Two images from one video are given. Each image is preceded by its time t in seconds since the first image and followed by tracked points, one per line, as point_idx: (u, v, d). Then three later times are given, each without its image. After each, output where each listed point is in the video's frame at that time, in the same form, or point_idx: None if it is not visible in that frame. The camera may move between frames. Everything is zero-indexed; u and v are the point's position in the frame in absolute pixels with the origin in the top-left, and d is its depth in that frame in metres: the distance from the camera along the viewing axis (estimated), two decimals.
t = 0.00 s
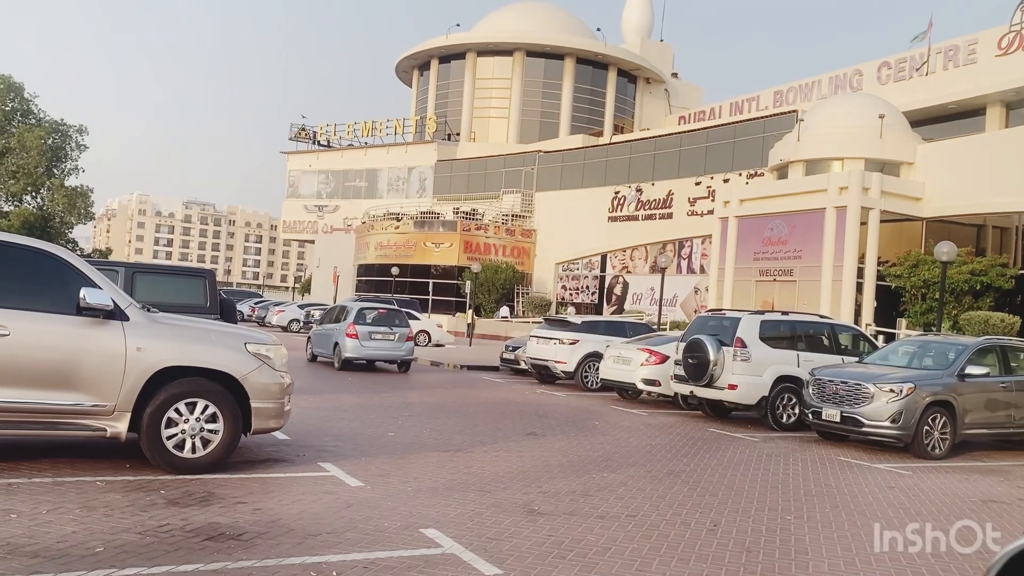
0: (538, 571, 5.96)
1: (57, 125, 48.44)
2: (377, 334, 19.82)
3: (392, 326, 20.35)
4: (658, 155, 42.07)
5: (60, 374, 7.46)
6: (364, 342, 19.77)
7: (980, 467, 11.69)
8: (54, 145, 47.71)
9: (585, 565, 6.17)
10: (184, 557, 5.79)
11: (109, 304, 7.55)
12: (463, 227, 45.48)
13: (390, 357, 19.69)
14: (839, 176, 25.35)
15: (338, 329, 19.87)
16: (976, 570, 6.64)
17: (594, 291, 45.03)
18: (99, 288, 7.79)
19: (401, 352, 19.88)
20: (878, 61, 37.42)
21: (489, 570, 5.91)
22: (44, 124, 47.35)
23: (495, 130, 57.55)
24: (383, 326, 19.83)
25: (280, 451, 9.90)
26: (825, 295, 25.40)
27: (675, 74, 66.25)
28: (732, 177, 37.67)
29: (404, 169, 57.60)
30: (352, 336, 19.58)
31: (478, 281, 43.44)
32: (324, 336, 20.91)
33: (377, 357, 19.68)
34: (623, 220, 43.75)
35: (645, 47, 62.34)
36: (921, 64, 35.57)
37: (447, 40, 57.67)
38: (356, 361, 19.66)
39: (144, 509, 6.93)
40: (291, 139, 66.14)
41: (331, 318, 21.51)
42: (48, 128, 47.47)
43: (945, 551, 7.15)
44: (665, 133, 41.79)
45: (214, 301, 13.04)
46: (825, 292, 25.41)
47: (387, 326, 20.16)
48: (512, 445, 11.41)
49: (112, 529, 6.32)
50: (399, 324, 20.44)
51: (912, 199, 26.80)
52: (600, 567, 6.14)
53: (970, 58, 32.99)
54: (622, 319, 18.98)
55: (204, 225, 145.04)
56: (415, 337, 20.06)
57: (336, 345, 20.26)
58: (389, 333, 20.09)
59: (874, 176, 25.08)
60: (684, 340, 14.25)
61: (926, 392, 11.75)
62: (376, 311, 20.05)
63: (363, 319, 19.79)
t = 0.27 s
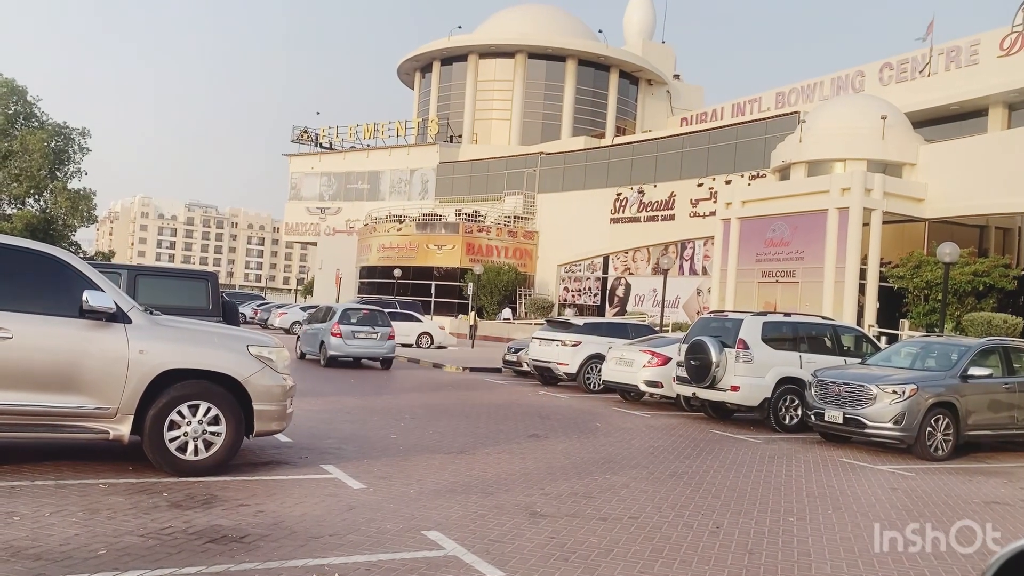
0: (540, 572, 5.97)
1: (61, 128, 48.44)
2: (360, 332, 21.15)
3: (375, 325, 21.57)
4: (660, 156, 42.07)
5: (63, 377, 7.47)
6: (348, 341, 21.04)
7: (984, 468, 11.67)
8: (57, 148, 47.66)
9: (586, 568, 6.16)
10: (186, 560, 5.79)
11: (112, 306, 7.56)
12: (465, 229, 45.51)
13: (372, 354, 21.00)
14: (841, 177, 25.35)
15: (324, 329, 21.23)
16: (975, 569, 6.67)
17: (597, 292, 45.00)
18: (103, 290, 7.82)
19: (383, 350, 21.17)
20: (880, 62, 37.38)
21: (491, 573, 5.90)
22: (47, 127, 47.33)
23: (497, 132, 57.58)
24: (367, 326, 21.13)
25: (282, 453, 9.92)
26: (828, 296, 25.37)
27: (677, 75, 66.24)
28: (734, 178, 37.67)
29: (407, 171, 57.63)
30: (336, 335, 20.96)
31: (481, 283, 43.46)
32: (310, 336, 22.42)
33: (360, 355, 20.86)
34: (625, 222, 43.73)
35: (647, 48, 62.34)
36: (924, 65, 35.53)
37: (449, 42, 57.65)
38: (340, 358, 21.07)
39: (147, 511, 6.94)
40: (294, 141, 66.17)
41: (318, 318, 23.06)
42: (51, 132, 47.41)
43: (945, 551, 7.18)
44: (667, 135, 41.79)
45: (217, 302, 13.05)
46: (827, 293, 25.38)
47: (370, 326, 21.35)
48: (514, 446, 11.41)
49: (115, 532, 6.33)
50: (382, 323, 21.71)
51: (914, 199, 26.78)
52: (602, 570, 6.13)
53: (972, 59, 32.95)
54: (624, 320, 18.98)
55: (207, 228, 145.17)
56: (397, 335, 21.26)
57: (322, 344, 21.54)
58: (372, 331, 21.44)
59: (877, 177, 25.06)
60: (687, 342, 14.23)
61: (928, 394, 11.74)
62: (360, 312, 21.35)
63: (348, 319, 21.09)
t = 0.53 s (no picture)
0: None
1: (63, 131, 48.51)
2: (346, 332, 22.35)
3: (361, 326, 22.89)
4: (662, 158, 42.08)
5: (66, 381, 7.48)
6: (334, 340, 22.25)
7: (987, 470, 11.64)
8: (60, 151, 47.74)
9: (589, 571, 6.15)
10: (189, 563, 5.80)
11: (114, 310, 7.57)
12: (467, 232, 45.51)
13: (357, 352, 22.23)
14: (843, 179, 25.30)
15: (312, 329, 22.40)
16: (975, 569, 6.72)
17: (599, 295, 44.95)
18: (105, 294, 7.82)
19: (367, 348, 22.37)
20: (882, 64, 37.39)
21: None
22: (50, 131, 47.41)
23: (499, 134, 57.61)
24: (352, 327, 22.33)
25: (285, 457, 9.92)
26: (830, 298, 25.35)
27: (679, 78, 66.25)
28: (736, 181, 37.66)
29: (409, 174, 57.68)
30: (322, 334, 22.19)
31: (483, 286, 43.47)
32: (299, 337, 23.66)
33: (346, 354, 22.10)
34: (627, 224, 43.71)
35: (649, 51, 62.38)
36: (925, 66, 35.51)
37: (451, 45, 57.71)
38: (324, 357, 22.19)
39: (149, 515, 6.94)
40: (296, 144, 66.23)
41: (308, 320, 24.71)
42: (55, 135, 47.49)
43: (945, 551, 7.23)
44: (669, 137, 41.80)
45: (219, 306, 13.05)
46: (830, 295, 25.36)
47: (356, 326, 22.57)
48: (516, 449, 11.41)
49: (117, 535, 6.33)
50: (367, 324, 22.92)
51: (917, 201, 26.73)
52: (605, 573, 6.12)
53: (974, 60, 32.93)
54: (626, 322, 18.97)
55: (209, 231, 145.38)
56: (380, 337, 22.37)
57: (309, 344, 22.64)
58: (358, 332, 22.60)
59: (879, 179, 25.00)
60: (689, 344, 14.23)
61: (931, 395, 11.72)
62: (346, 313, 22.57)
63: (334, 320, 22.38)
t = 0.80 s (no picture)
0: None
1: (68, 136, 48.67)
2: (335, 334, 24.02)
3: (350, 327, 24.35)
4: (666, 162, 42.09)
5: (71, 385, 7.49)
6: (324, 341, 23.89)
7: (991, 473, 11.62)
8: (65, 157, 47.89)
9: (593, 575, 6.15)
10: (193, 567, 5.81)
11: (118, 315, 7.58)
12: (471, 235, 45.51)
13: (346, 352, 23.81)
14: (847, 182, 25.26)
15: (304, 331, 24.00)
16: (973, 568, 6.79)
17: (602, 298, 44.93)
18: (109, 298, 7.84)
19: (355, 349, 24.01)
20: (885, 66, 37.38)
21: None
22: (54, 136, 47.56)
23: (502, 138, 57.67)
24: (341, 329, 24.00)
25: (289, 461, 9.94)
26: (834, 301, 25.33)
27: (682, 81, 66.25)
28: (739, 184, 37.66)
29: (412, 178, 57.75)
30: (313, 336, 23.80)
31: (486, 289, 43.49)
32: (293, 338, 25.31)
33: (337, 354, 23.55)
34: (631, 227, 43.70)
35: (652, 54, 62.43)
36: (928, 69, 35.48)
37: (454, 49, 57.79)
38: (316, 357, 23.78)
39: (153, 519, 6.95)
40: (300, 149, 66.35)
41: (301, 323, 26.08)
42: (59, 140, 47.64)
43: (944, 550, 7.32)
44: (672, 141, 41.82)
45: (223, 310, 13.07)
46: (833, 298, 25.35)
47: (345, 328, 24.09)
48: (520, 453, 11.40)
49: (122, 539, 6.34)
50: (355, 326, 24.63)
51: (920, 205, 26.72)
52: None
53: (977, 63, 32.90)
54: (630, 326, 18.97)
55: (213, 235, 145.66)
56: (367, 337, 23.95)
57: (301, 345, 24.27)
58: (347, 334, 24.27)
59: (882, 182, 24.97)
60: (692, 348, 14.21)
61: (935, 398, 11.70)
62: (336, 316, 24.27)
63: (325, 322, 24.03)
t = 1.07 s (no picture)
0: None
1: (77, 142, 48.84)
2: (330, 337, 24.90)
3: (344, 331, 25.24)
4: (673, 165, 42.06)
5: (80, 391, 7.51)
6: (319, 343, 24.79)
7: (1002, 478, 11.55)
8: (74, 162, 48.06)
9: None
10: (202, 572, 5.81)
11: (127, 320, 7.60)
12: (478, 239, 45.49)
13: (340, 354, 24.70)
14: (855, 185, 25.16)
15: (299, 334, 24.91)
16: (972, 567, 6.93)
17: (610, 302, 44.84)
18: (118, 304, 7.85)
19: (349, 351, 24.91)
20: (894, 69, 37.24)
21: None
22: (63, 142, 47.74)
23: (509, 142, 57.71)
24: (335, 331, 24.91)
25: (297, 466, 9.94)
26: (843, 305, 25.24)
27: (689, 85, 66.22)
28: (747, 187, 37.61)
29: (419, 183, 57.82)
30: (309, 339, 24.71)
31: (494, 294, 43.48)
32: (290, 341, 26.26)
33: (332, 356, 24.44)
34: (638, 231, 43.63)
35: (658, 58, 62.43)
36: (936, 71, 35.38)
37: (461, 54, 57.83)
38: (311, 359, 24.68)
39: (162, 524, 6.95)
40: (307, 154, 66.51)
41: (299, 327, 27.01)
42: (68, 146, 47.82)
43: (943, 550, 7.47)
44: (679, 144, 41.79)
45: (231, 315, 13.09)
46: (842, 301, 25.25)
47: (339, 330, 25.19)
48: (528, 458, 11.39)
49: (131, 544, 6.35)
50: (349, 330, 25.55)
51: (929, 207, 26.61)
52: None
53: (986, 66, 32.79)
54: (637, 330, 18.94)
55: (222, 240, 146.10)
56: (361, 339, 24.87)
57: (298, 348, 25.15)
58: (341, 337, 25.16)
59: (891, 185, 24.88)
60: (700, 352, 14.17)
61: (945, 403, 11.64)
62: (331, 320, 25.19)
63: (320, 326, 24.94)
